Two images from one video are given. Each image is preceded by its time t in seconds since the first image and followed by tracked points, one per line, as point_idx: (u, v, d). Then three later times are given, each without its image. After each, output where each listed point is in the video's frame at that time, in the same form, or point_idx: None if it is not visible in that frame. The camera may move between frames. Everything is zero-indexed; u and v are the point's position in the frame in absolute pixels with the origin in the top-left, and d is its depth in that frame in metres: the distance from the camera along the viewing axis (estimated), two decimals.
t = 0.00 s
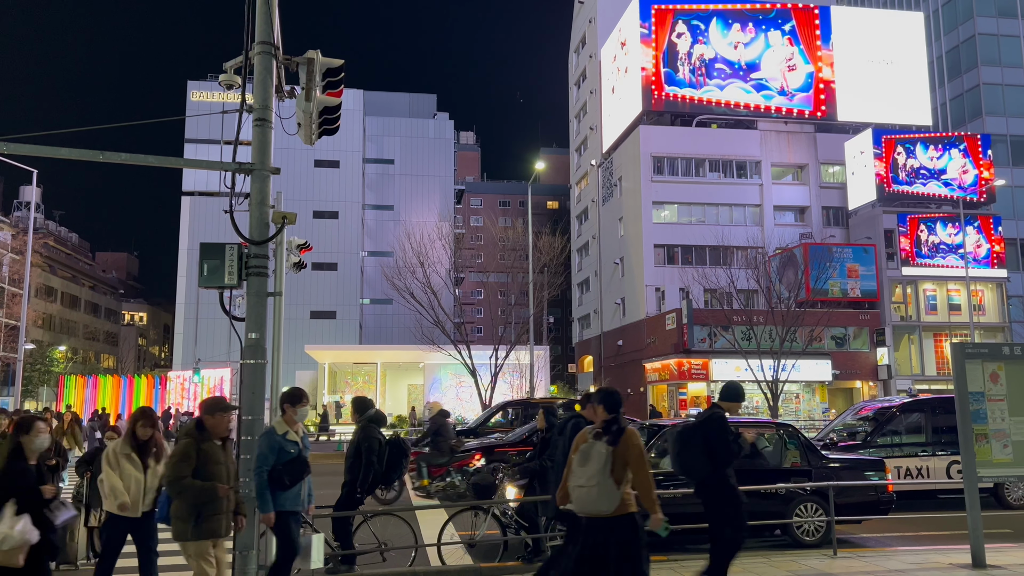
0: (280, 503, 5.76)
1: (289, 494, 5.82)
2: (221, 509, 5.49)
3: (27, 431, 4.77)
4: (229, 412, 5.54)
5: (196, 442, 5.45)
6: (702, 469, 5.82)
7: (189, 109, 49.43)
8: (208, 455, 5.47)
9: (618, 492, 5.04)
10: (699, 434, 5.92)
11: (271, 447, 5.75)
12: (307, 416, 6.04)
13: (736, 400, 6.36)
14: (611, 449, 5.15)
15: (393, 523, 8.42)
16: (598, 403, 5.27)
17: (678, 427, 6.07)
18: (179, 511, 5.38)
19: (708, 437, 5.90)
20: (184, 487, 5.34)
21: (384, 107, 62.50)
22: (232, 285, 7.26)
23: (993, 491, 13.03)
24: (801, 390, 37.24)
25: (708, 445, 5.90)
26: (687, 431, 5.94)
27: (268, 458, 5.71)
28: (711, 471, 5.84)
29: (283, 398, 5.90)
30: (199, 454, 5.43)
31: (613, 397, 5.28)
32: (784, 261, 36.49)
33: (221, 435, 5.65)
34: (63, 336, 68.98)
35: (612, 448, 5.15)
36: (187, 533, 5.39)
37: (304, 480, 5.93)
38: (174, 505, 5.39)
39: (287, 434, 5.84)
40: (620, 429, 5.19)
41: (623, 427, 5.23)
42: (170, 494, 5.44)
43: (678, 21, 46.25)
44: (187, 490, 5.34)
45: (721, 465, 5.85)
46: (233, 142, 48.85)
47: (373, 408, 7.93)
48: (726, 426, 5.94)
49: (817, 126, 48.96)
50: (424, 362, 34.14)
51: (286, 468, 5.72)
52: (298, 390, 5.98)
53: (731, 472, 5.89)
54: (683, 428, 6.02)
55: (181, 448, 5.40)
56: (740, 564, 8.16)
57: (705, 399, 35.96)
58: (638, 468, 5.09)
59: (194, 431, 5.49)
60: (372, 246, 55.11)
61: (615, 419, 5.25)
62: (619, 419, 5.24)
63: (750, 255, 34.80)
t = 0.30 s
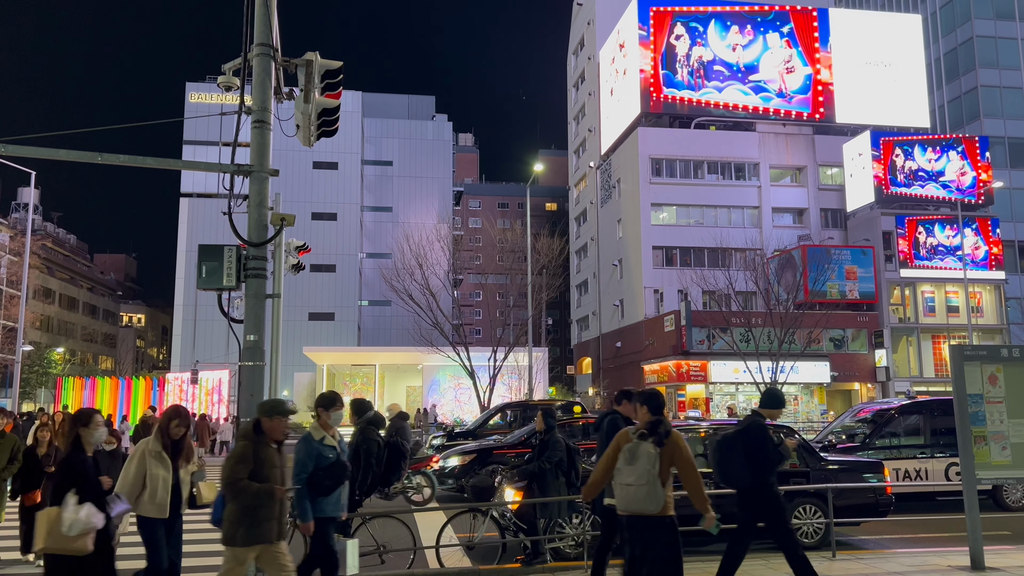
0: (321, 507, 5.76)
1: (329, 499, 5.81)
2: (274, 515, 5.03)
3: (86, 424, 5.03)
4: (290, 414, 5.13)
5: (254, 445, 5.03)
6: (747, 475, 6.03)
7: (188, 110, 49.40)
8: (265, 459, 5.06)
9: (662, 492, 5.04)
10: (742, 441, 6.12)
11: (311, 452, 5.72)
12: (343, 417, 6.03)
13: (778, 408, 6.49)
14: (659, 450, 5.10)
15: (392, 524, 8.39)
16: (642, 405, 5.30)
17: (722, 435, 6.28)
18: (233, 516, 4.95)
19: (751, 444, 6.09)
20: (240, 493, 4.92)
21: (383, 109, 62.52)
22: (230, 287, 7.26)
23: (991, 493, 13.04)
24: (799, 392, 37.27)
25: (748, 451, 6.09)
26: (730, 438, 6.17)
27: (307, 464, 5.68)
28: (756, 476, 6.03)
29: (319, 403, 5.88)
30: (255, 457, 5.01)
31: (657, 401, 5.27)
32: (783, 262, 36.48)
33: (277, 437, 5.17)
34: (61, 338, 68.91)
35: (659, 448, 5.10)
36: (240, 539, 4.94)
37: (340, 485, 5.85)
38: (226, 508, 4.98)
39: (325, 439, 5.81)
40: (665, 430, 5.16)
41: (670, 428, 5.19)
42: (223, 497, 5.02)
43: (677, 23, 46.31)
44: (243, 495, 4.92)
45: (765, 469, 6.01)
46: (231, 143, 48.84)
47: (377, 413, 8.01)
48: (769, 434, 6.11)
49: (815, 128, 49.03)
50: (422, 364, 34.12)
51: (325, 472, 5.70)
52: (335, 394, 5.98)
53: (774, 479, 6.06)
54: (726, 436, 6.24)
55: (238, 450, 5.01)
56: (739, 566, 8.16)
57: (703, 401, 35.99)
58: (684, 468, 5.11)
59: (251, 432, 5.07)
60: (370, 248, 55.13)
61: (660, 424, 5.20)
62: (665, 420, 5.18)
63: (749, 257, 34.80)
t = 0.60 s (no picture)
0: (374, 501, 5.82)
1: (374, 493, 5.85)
2: (344, 504, 5.03)
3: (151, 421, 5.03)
4: (357, 411, 5.13)
5: (319, 437, 5.03)
6: (797, 469, 6.05)
7: (186, 111, 49.34)
8: (330, 449, 5.04)
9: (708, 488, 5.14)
10: (792, 434, 6.12)
11: (359, 445, 5.76)
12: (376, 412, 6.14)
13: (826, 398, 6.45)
14: (703, 446, 5.19)
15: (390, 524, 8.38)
16: (685, 402, 5.35)
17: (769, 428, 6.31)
18: (303, 507, 4.93)
19: (801, 437, 6.11)
20: (310, 484, 4.93)
21: (382, 110, 62.54)
22: (229, 287, 7.24)
23: (990, 494, 13.04)
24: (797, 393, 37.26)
25: (800, 447, 6.12)
26: (779, 430, 6.17)
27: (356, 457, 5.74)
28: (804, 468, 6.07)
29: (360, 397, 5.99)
30: (320, 448, 5.01)
31: (698, 399, 5.33)
32: (782, 263, 36.49)
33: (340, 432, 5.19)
34: (59, 339, 68.79)
35: (703, 444, 5.18)
36: (310, 529, 4.93)
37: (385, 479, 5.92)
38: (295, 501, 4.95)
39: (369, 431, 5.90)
40: (708, 425, 5.26)
41: (711, 424, 5.29)
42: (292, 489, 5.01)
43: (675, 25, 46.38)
44: (312, 486, 4.94)
45: (814, 463, 6.06)
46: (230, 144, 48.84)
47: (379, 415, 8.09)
48: (819, 427, 6.12)
49: (813, 130, 49.08)
50: (421, 365, 34.08)
51: (374, 465, 5.75)
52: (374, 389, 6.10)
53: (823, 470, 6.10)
54: (773, 429, 6.25)
55: (304, 441, 5.00)
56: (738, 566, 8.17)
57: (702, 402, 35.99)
58: (726, 464, 5.17)
59: (315, 424, 5.10)
60: (369, 249, 55.13)
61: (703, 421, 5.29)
62: (706, 416, 5.29)
63: (747, 258, 34.80)
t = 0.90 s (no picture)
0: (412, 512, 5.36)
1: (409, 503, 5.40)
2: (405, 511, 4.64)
3: (209, 423, 4.83)
4: (415, 415, 4.80)
5: (378, 442, 4.68)
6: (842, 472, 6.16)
7: (185, 111, 49.34)
8: (389, 455, 4.68)
9: (751, 490, 5.19)
10: (834, 436, 6.29)
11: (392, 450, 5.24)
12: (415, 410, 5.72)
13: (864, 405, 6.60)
14: (747, 448, 5.28)
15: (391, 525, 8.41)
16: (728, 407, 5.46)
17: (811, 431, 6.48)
18: (362, 515, 4.55)
19: (843, 440, 6.26)
20: (372, 493, 4.55)
21: (380, 111, 62.61)
22: (228, 288, 7.25)
23: (988, 495, 13.04)
24: (796, 394, 37.27)
25: (843, 448, 6.27)
26: (822, 433, 6.33)
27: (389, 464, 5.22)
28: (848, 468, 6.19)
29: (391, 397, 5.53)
30: (379, 454, 4.64)
31: (741, 404, 5.52)
32: (780, 264, 36.51)
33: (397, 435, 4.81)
34: (57, 339, 68.68)
35: (748, 446, 5.28)
36: (370, 537, 4.54)
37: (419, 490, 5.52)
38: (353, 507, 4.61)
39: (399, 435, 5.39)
40: (752, 429, 5.36)
41: (755, 428, 5.39)
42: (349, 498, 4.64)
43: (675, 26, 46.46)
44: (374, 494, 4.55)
45: (858, 466, 6.20)
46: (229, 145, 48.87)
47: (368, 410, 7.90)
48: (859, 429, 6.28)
49: (812, 130, 49.15)
50: (420, 365, 34.10)
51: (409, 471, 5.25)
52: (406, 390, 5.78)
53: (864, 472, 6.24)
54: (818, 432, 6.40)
55: (361, 446, 4.66)
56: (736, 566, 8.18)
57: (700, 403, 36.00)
58: (772, 465, 5.31)
59: (373, 429, 4.72)
60: (367, 250, 55.15)
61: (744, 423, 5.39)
62: (751, 421, 5.40)
63: (746, 258, 34.82)
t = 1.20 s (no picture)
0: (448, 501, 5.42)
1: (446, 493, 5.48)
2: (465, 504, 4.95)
3: (279, 416, 4.44)
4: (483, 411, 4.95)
5: (446, 436, 4.90)
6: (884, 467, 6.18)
7: (184, 111, 49.29)
8: (456, 449, 4.93)
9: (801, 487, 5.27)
10: (879, 431, 6.26)
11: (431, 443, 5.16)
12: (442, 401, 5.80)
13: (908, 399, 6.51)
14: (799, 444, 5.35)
15: (389, 525, 8.38)
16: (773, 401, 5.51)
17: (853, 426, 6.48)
18: (427, 508, 4.86)
19: (886, 434, 6.24)
20: (438, 485, 4.82)
21: (379, 111, 62.59)
22: (227, 288, 7.27)
23: (987, 495, 13.06)
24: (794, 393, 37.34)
25: (886, 441, 6.25)
26: (866, 427, 6.32)
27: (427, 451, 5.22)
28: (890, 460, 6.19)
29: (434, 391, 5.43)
30: (447, 447, 4.89)
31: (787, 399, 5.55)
32: (778, 264, 36.51)
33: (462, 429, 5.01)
34: (55, 339, 68.57)
35: (799, 442, 5.35)
36: (431, 532, 4.86)
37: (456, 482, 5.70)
38: (418, 499, 4.91)
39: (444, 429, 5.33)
40: (802, 426, 5.42)
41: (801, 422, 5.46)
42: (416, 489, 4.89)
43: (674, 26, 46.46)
44: (442, 486, 4.82)
45: (901, 459, 6.18)
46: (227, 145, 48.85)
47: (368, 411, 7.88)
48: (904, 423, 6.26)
49: (810, 131, 49.16)
50: (418, 365, 34.14)
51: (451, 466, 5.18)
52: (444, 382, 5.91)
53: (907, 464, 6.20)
54: (862, 427, 6.40)
55: (431, 439, 4.88)
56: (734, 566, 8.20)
57: (699, 403, 36.04)
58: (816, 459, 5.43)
59: (442, 421, 4.93)
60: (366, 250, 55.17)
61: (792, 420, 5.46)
62: (800, 417, 5.45)
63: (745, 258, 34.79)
